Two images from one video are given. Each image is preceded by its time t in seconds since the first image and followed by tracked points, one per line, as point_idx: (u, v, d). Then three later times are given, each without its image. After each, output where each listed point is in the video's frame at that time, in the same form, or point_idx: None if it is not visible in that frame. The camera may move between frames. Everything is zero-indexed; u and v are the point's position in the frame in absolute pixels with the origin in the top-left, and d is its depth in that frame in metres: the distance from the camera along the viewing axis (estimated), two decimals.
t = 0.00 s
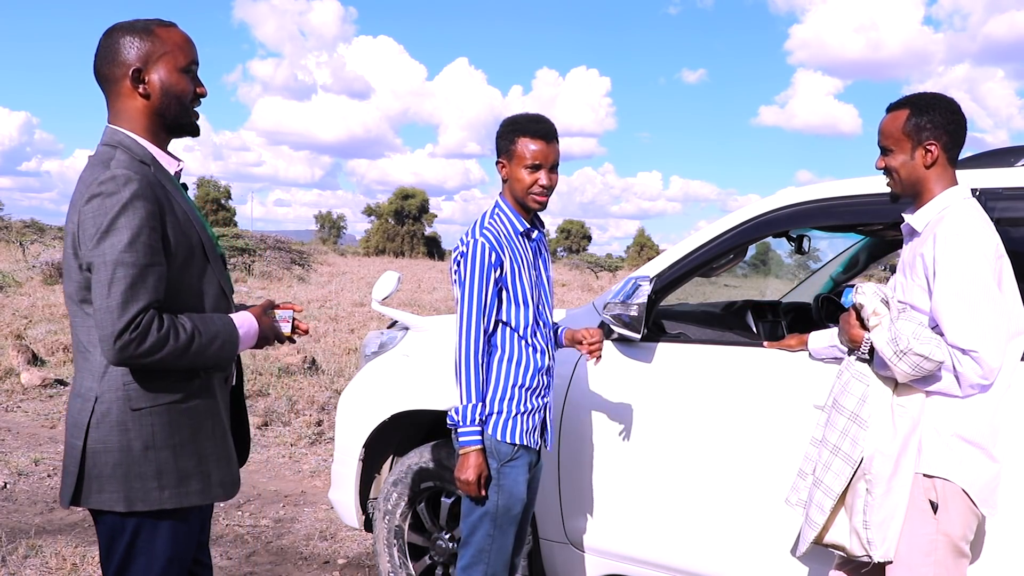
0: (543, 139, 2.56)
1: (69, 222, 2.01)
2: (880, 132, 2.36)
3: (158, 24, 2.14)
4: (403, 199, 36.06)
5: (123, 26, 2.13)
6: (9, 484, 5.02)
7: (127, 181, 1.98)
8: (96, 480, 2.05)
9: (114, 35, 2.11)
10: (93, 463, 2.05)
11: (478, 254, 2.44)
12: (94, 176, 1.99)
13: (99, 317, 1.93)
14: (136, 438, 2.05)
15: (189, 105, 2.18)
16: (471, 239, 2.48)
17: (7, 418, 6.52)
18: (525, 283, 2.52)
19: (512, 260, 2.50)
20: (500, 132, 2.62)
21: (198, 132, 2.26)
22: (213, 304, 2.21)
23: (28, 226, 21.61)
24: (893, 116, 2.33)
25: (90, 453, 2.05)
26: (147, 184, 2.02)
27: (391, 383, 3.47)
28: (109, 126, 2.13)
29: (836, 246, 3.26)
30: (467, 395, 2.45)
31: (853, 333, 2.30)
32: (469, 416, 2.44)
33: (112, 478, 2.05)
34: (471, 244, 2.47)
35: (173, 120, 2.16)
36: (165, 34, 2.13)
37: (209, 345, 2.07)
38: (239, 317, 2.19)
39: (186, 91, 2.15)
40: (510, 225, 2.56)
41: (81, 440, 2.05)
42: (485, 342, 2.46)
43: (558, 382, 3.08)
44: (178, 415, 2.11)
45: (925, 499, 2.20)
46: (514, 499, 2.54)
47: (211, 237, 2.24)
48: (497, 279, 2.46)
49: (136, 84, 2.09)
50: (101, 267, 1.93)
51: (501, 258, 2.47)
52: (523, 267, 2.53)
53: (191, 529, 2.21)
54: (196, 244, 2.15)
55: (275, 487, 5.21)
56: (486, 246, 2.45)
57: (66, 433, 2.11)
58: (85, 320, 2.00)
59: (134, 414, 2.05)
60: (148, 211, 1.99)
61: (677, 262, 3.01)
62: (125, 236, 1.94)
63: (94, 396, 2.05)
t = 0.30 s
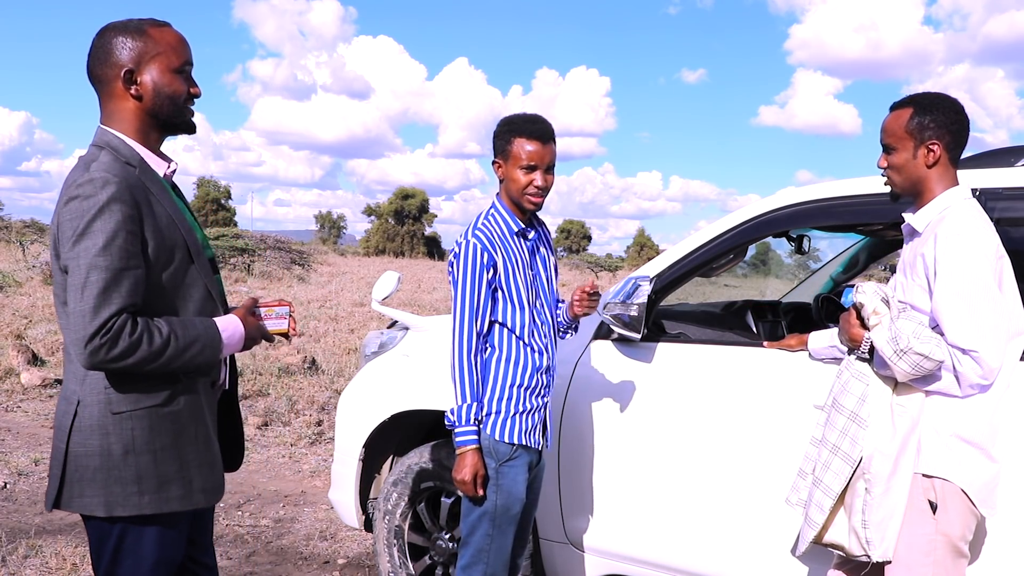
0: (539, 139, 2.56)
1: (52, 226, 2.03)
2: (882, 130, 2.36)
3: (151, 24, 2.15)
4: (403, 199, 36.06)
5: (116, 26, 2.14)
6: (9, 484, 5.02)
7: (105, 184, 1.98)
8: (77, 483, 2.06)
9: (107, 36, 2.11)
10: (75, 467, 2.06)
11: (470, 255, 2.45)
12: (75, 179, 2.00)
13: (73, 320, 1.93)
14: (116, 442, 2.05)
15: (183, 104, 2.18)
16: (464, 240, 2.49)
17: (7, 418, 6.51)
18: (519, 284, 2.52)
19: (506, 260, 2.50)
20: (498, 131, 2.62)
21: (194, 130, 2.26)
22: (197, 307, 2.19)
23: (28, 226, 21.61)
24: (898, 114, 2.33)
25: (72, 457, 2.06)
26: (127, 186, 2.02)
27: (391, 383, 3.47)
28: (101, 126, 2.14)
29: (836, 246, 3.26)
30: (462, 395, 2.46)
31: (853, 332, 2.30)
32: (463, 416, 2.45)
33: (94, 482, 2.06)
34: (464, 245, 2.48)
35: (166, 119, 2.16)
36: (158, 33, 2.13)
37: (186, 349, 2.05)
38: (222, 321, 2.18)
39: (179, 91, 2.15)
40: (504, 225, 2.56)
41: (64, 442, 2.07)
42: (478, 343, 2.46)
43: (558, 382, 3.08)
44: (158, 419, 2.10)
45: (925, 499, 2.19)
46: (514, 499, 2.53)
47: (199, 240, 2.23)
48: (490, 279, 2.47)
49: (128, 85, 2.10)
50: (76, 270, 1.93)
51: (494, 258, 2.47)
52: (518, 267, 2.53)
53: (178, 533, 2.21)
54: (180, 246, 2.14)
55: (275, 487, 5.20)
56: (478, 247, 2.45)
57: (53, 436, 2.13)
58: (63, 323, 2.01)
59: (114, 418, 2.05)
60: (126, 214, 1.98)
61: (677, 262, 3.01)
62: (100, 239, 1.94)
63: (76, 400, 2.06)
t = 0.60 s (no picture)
0: (545, 142, 2.54)
1: (48, 222, 2.04)
2: (886, 128, 2.36)
3: (154, 25, 2.15)
4: (403, 199, 36.07)
5: (119, 26, 2.14)
6: (9, 484, 5.02)
7: (101, 182, 1.98)
8: (64, 480, 2.07)
9: (111, 35, 2.12)
10: (63, 464, 2.07)
11: (468, 254, 2.45)
12: (71, 176, 2.00)
13: (64, 317, 1.93)
14: (103, 441, 2.05)
15: (184, 105, 2.19)
16: (462, 240, 2.49)
17: (7, 418, 6.51)
18: (518, 283, 2.52)
19: (505, 259, 2.51)
20: (501, 131, 2.60)
21: (194, 130, 2.27)
22: (190, 308, 2.19)
23: (28, 227, 21.62)
24: (902, 112, 2.33)
25: (61, 453, 2.07)
26: (123, 185, 2.01)
27: (391, 383, 3.47)
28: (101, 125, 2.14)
29: (836, 246, 3.27)
30: (458, 394, 2.46)
31: (853, 332, 2.31)
32: (457, 414, 2.45)
33: (79, 480, 2.06)
34: (462, 244, 2.48)
35: (167, 119, 2.17)
36: (161, 35, 2.14)
37: (175, 350, 2.05)
38: (213, 321, 2.18)
39: (180, 92, 2.15)
40: (502, 224, 2.56)
41: (54, 439, 2.08)
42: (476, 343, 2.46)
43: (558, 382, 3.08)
44: (146, 419, 2.09)
45: (922, 499, 2.20)
46: (516, 499, 2.54)
47: (195, 241, 2.23)
48: (489, 278, 2.47)
49: (129, 85, 2.11)
50: (68, 267, 1.94)
51: (492, 257, 2.48)
52: (517, 266, 2.53)
53: (171, 531, 2.21)
54: (175, 246, 2.14)
55: (275, 487, 5.20)
56: (477, 246, 2.46)
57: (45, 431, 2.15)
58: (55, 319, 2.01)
59: (102, 416, 2.05)
60: (121, 212, 1.98)
61: (677, 262, 3.01)
62: (94, 237, 1.94)
63: (68, 397, 2.07)
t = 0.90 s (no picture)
0: (545, 140, 2.54)
1: (53, 221, 2.04)
2: (888, 127, 2.36)
3: (160, 27, 2.15)
4: (403, 199, 36.07)
5: (126, 28, 2.15)
6: (9, 484, 5.02)
7: (106, 182, 1.99)
8: (68, 479, 2.07)
9: (118, 37, 2.12)
10: (67, 462, 2.07)
11: (467, 254, 2.46)
12: (76, 176, 2.01)
13: (69, 315, 1.94)
14: (107, 439, 2.06)
15: (189, 108, 2.19)
16: (461, 239, 2.49)
17: (7, 418, 6.51)
18: (517, 282, 2.52)
19: (504, 259, 2.51)
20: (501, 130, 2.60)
21: (199, 133, 2.27)
22: (194, 308, 2.19)
23: (28, 227, 21.62)
24: (902, 112, 2.33)
25: (65, 451, 2.07)
26: (128, 185, 2.02)
27: (391, 383, 3.47)
28: (106, 127, 2.14)
29: (836, 246, 3.27)
30: (457, 394, 2.46)
31: (853, 332, 2.31)
32: (457, 414, 2.45)
33: (83, 478, 2.06)
34: (461, 244, 2.48)
35: (172, 122, 2.17)
36: (167, 38, 2.14)
37: (178, 348, 2.05)
38: (218, 321, 2.17)
39: (185, 95, 2.16)
40: (502, 224, 2.56)
41: (59, 437, 2.08)
42: (475, 342, 2.47)
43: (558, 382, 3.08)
44: (149, 417, 2.09)
45: (921, 498, 2.20)
46: (515, 499, 2.54)
47: (198, 241, 2.23)
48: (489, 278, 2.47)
49: (134, 87, 2.11)
50: (73, 266, 1.94)
51: (490, 257, 2.48)
52: (517, 266, 2.53)
53: (175, 529, 2.21)
54: (178, 246, 2.14)
55: (275, 487, 5.21)
56: (475, 246, 2.46)
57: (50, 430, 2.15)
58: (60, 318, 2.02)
59: (106, 414, 2.06)
60: (125, 212, 1.99)
61: (677, 262, 3.01)
62: (98, 236, 1.94)
63: (72, 396, 2.08)
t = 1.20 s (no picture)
0: (548, 138, 2.55)
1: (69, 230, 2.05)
2: (888, 127, 2.36)
3: (170, 38, 2.15)
4: (403, 198, 36.06)
5: (137, 39, 2.15)
6: (9, 484, 5.02)
7: (117, 189, 1.99)
8: (90, 481, 2.07)
9: (129, 49, 2.12)
10: (88, 464, 2.07)
11: (469, 255, 2.45)
12: (88, 184, 2.02)
13: (84, 320, 1.94)
14: (126, 440, 2.06)
15: (198, 118, 2.18)
16: (463, 240, 2.49)
17: (7, 418, 6.51)
18: (519, 283, 2.52)
19: (506, 260, 2.51)
20: (501, 130, 2.60)
21: (209, 141, 2.26)
22: (208, 311, 2.19)
23: (28, 227, 21.62)
24: (902, 113, 2.33)
25: (85, 455, 2.08)
26: (139, 191, 2.02)
27: (391, 383, 3.47)
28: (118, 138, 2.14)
29: (836, 246, 3.27)
30: (459, 395, 2.46)
31: (853, 332, 2.31)
32: (458, 416, 2.45)
33: (105, 480, 2.06)
34: (463, 245, 2.48)
35: (181, 131, 2.16)
36: (177, 48, 2.14)
37: (193, 349, 2.04)
38: (231, 324, 2.16)
39: (194, 105, 2.15)
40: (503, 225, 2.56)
41: (78, 441, 2.09)
42: (477, 342, 2.46)
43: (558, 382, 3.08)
44: (167, 418, 2.09)
45: (922, 498, 2.20)
46: (517, 500, 2.54)
47: (211, 244, 2.23)
48: (490, 279, 2.47)
49: (144, 97, 2.11)
50: (87, 272, 1.95)
51: (493, 258, 2.48)
52: (518, 266, 2.53)
53: (194, 529, 2.21)
54: (191, 250, 2.14)
55: (275, 487, 5.21)
56: (477, 247, 2.46)
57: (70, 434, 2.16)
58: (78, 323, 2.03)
59: (125, 417, 2.06)
60: (137, 218, 1.99)
61: (677, 262, 3.01)
62: (111, 242, 1.95)
63: (91, 400, 2.08)
